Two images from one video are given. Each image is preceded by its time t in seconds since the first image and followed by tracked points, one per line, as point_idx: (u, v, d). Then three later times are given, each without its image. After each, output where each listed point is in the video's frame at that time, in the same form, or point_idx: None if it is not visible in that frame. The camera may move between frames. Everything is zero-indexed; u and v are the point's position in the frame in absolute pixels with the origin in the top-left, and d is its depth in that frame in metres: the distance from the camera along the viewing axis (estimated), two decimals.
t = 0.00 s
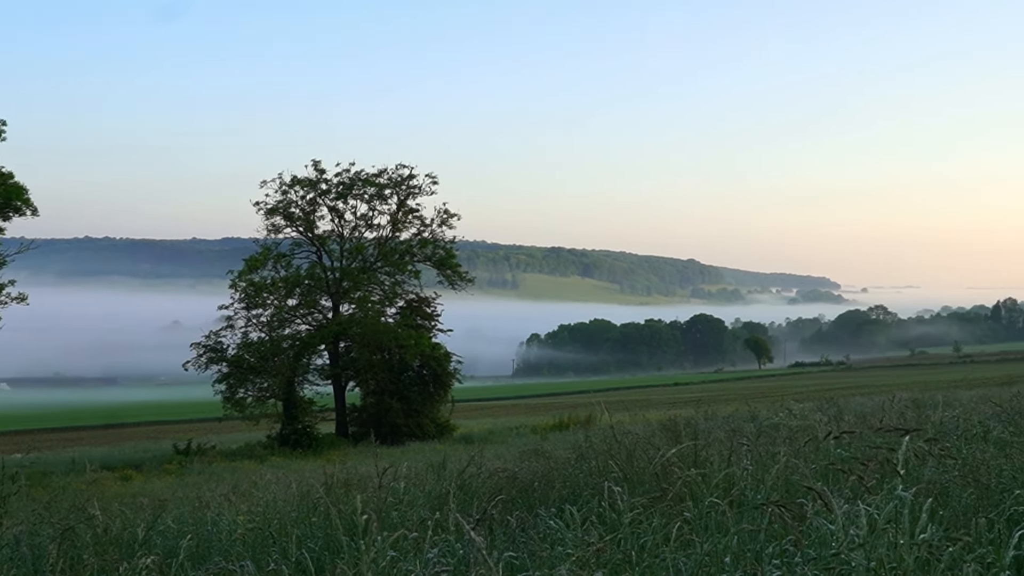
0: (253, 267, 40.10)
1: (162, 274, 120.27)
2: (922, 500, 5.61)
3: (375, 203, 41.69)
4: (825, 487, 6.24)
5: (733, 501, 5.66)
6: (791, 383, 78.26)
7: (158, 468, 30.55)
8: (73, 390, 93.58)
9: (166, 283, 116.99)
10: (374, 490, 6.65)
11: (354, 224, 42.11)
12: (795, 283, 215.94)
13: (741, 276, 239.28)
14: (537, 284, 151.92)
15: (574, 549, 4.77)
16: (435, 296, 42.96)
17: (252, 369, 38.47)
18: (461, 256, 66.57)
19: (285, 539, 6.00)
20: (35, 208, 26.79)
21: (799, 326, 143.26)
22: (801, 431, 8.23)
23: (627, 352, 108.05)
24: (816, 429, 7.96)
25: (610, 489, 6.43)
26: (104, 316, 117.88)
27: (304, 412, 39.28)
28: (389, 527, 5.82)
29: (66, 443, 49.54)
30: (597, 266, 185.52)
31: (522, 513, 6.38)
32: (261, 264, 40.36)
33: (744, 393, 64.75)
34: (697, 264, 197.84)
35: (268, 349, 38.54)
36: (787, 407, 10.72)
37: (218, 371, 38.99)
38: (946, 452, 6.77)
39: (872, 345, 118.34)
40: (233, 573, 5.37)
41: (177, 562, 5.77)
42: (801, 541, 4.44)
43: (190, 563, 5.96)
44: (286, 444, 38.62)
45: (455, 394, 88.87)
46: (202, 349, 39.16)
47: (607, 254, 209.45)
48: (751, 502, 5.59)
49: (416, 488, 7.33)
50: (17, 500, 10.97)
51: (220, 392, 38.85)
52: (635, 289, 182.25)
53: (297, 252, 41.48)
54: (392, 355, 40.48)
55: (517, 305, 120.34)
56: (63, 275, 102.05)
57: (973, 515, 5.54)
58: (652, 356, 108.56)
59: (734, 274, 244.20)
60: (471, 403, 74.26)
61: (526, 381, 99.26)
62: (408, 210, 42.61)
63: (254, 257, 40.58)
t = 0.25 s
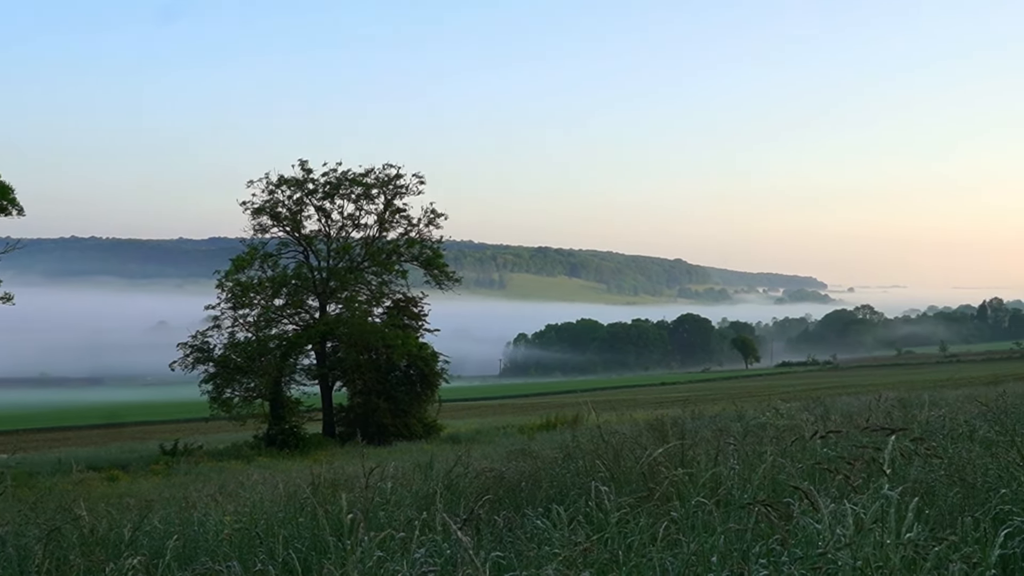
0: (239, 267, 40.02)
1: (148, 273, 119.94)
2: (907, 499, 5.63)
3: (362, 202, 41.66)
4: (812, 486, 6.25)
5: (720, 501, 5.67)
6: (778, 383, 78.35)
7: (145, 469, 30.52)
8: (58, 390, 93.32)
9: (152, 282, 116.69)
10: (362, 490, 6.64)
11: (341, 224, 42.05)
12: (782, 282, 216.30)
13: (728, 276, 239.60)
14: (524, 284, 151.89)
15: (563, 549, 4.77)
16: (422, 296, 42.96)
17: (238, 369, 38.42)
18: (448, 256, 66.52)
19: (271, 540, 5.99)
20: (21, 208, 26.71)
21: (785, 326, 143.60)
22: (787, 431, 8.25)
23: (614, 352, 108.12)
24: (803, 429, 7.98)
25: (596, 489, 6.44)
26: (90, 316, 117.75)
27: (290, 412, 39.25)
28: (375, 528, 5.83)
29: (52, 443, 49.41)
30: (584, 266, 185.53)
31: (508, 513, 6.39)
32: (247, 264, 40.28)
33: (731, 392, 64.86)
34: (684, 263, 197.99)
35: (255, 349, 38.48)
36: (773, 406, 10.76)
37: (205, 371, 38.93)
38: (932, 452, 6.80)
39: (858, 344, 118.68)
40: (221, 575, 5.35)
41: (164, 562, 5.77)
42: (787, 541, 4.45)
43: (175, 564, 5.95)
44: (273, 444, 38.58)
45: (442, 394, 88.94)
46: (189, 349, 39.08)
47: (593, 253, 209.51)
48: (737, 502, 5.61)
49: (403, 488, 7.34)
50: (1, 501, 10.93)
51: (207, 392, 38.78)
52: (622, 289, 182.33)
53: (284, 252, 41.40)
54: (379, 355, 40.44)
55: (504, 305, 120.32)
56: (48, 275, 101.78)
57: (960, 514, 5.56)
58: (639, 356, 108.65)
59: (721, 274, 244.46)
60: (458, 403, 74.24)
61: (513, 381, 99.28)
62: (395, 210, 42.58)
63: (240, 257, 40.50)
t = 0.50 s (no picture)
0: (227, 267, 39.92)
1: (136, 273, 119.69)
2: (895, 498, 5.65)
3: (350, 202, 41.61)
4: (800, 486, 6.26)
5: (708, 500, 5.67)
6: (766, 382, 78.46)
7: (133, 468, 30.48)
8: (46, 389, 93.08)
9: (140, 282, 116.43)
10: (350, 491, 6.64)
11: (329, 224, 42.00)
12: (770, 282, 216.61)
13: (716, 276, 239.86)
14: (512, 284, 151.88)
15: (552, 549, 4.77)
16: (410, 295, 42.97)
17: (226, 369, 38.35)
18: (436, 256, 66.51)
19: (259, 540, 5.99)
20: (8, 208, 26.60)
21: (774, 325, 143.82)
22: (776, 431, 8.26)
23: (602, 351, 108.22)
24: (791, 429, 7.98)
25: (585, 490, 6.44)
26: (78, 315, 117.59)
27: (279, 412, 39.21)
28: (363, 528, 5.82)
29: (39, 443, 49.30)
30: (573, 266, 185.62)
31: (497, 512, 6.39)
32: (235, 263, 40.20)
33: (719, 391, 64.96)
34: (672, 263, 198.17)
35: (243, 349, 38.42)
36: (762, 405, 10.78)
37: (193, 372, 38.85)
38: (920, 451, 6.84)
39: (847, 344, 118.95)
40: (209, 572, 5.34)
41: (153, 562, 5.76)
42: (776, 539, 4.44)
43: (164, 565, 5.94)
44: (261, 444, 38.54)
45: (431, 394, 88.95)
46: (177, 349, 39.00)
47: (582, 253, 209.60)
48: (725, 501, 5.62)
49: (391, 489, 7.33)
50: None
51: (195, 393, 38.71)
52: (610, 288, 182.43)
53: (272, 252, 41.32)
54: (368, 355, 40.40)
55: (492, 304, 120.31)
56: (35, 274, 101.51)
57: (948, 514, 5.57)
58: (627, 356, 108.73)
59: (709, 274, 244.72)
60: (446, 403, 74.24)
61: (501, 381, 99.30)
62: (383, 210, 42.55)
63: (228, 257, 40.42)
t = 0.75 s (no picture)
0: (215, 267, 39.83)
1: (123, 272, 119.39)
2: (882, 498, 5.66)
3: (338, 202, 41.57)
4: (788, 486, 6.26)
5: (696, 499, 5.68)
6: (754, 382, 78.57)
7: (121, 469, 30.48)
8: (33, 389, 92.83)
9: (127, 281, 116.16)
10: (338, 490, 6.64)
11: (317, 224, 41.95)
12: (758, 282, 216.90)
13: (703, 275, 240.08)
14: (500, 284, 151.83)
15: (540, 548, 4.77)
16: (399, 295, 42.97)
17: (214, 369, 38.28)
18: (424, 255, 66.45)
19: (248, 539, 5.98)
20: None
21: (762, 325, 143.99)
22: (763, 431, 8.27)
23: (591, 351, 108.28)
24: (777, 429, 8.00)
25: (572, 490, 6.45)
26: (65, 315, 117.40)
27: (267, 412, 39.17)
28: (352, 528, 5.82)
29: (26, 444, 49.16)
30: (561, 266, 185.61)
31: (485, 512, 6.39)
32: (223, 263, 40.13)
33: (706, 391, 65.04)
34: (660, 263, 198.30)
35: (231, 349, 38.36)
36: (749, 404, 10.78)
37: (181, 372, 38.77)
38: (907, 450, 6.86)
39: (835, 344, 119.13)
40: (197, 573, 5.33)
41: (141, 563, 5.75)
42: (763, 540, 4.45)
43: (152, 565, 5.92)
44: (249, 444, 38.51)
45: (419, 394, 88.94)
46: (165, 349, 38.93)
47: (570, 253, 209.66)
48: (714, 501, 5.62)
49: (379, 489, 7.34)
50: None
51: (183, 392, 38.64)
52: (599, 288, 182.52)
53: (260, 252, 41.22)
54: (356, 355, 40.35)
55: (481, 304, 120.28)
56: (23, 274, 101.22)
57: (935, 513, 5.57)
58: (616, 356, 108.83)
59: (697, 274, 244.92)
60: (434, 403, 74.24)
61: (490, 381, 99.30)
62: (371, 210, 42.51)
63: (216, 257, 40.34)
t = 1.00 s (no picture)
0: (203, 267, 39.75)
1: (109, 271, 119.08)
2: (869, 498, 5.68)
3: (325, 201, 41.53)
4: (773, 484, 6.27)
5: (685, 498, 5.69)
6: (743, 381, 78.64)
7: (109, 469, 30.40)
8: (20, 390, 92.59)
9: (115, 281, 115.88)
10: (327, 491, 6.62)
11: (305, 223, 41.89)
12: (747, 282, 217.05)
13: (692, 276, 240.15)
14: (488, 284, 151.71)
15: (528, 548, 4.76)
16: (387, 295, 42.95)
17: (202, 370, 38.27)
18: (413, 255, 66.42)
19: (237, 539, 5.97)
20: None
21: (750, 325, 144.08)
22: (752, 430, 8.27)
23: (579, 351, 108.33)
24: (766, 429, 8.02)
25: (561, 491, 6.45)
26: (53, 315, 117.20)
27: (255, 412, 39.14)
28: (341, 527, 5.81)
29: (14, 444, 49.03)
30: (549, 266, 185.57)
31: (474, 512, 6.39)
32: (210, 263, 40.04)
33: (695, 391, 65.01)
34: (648, 263, 198.34)
35: (219, 349, 38.29)
36: (739, 405, 10.73)
37: (169, 372, 38.71)
38: (894, 449, 6.88)
39: (823, 344, 119.20)
40: (186, 573, 5.32)
41: (131, 562, 5.72)
42: (750, 541, 4.46)
43: (139, 566, 5.89)
44: (237, 444, 38.47)
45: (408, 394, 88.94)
46: (152, 349, 38.82)
47: (558, 253, 209.62)
48: (701, 500, 5.63)
49: (369, 488, 7.33)
50: None
51: (170, 393, 38.55)
52: (587, 288, 182.45)
53: (248, 251, 41.11)
54: (344, 355, 40.28)
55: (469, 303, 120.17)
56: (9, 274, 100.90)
57: (921, 513, 5.58)
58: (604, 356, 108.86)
59: (686, 275, 244.95)
60: (423, 403, 74.16)
61: (477, 380, 99.27)
62: (359, 209, 42.49)
63: (204, 257, 40.26)
